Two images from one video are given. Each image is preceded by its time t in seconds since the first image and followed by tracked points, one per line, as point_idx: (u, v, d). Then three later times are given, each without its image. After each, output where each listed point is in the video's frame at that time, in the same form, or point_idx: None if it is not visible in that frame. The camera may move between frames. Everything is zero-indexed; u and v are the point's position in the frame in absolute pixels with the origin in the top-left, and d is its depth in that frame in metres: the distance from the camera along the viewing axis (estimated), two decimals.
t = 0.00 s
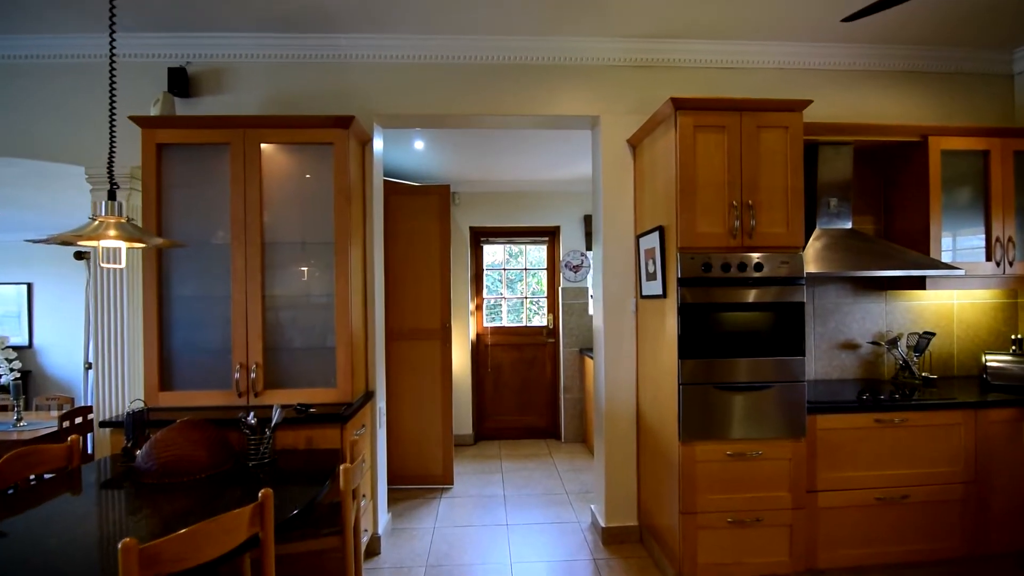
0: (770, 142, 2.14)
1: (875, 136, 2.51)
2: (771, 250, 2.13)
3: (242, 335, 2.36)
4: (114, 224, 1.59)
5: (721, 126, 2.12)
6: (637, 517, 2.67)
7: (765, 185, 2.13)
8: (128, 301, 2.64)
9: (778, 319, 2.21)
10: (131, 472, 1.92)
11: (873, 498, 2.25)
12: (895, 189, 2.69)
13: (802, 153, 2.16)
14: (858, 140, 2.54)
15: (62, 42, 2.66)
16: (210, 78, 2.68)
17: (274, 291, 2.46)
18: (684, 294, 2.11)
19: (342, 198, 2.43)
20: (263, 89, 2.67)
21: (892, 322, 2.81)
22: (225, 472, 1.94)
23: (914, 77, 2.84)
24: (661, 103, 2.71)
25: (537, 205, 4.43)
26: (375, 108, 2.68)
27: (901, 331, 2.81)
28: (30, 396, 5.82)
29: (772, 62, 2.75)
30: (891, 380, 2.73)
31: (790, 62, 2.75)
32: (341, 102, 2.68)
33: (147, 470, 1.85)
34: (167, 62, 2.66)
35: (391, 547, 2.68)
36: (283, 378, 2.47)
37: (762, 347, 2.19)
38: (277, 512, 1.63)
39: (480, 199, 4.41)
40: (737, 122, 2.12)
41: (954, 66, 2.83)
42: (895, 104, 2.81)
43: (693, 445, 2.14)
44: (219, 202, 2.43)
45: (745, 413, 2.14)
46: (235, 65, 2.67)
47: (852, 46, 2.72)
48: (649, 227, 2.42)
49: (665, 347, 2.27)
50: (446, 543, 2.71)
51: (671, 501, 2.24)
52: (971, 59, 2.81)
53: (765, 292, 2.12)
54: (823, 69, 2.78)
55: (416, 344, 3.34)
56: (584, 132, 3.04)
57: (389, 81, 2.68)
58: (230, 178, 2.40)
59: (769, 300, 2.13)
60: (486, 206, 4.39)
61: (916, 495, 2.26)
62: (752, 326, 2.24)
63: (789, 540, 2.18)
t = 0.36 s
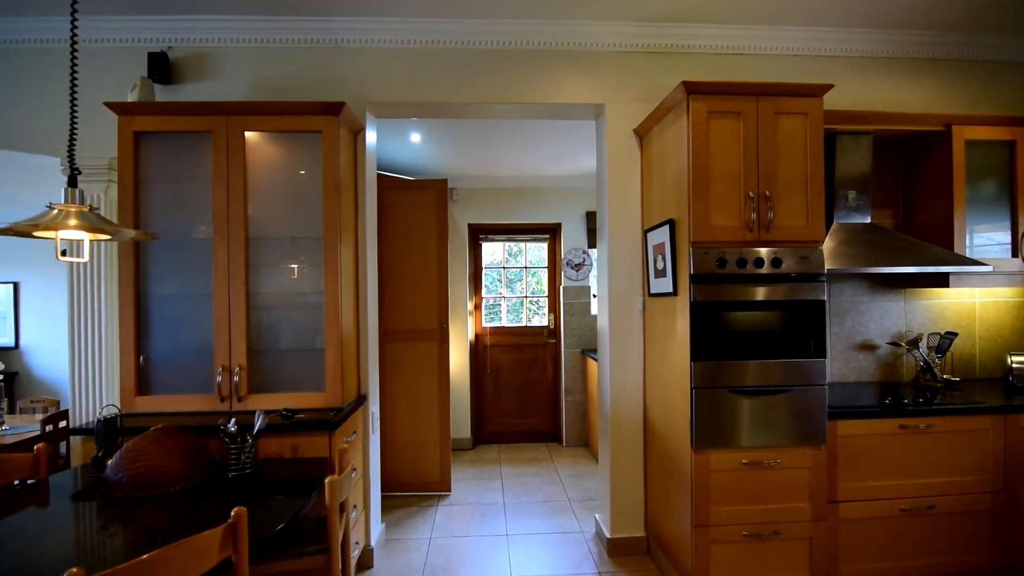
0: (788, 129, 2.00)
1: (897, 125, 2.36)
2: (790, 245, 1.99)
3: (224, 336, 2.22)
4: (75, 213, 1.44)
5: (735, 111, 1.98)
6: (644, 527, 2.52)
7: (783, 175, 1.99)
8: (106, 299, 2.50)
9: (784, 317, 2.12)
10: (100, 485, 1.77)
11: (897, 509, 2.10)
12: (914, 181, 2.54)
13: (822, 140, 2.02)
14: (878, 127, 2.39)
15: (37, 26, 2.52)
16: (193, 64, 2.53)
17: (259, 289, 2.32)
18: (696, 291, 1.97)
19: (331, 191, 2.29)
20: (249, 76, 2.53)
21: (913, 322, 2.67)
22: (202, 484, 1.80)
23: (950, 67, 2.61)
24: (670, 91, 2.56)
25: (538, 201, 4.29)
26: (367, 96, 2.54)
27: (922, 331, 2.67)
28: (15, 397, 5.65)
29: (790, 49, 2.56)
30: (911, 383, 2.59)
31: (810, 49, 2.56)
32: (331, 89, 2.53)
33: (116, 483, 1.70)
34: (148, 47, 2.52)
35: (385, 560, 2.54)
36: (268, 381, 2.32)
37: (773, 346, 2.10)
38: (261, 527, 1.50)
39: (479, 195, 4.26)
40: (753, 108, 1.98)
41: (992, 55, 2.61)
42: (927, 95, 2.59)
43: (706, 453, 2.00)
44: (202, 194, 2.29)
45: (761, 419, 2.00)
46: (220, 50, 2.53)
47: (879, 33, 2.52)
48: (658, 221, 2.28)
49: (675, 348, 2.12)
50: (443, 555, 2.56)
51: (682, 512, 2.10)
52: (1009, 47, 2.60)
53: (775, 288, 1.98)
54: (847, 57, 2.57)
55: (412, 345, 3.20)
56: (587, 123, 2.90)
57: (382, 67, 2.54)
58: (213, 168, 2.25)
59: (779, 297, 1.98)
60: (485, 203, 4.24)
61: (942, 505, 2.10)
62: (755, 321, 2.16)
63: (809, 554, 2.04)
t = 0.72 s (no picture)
0: (801, 116, 1.86)
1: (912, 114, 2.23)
2: (803, 240, 1.86)
3: (196, 338, 2.07)
4: (16, 201, 1.29)
5: (745, 97, 1.84)
6: (645, 539, 2.37)
7: (796, 165, 1.86)
8: (71, 298, 2.33)
9: (789, 319, 1.96)
10: (49, 503, 1.60)
11: (915, 521, 1.95)
12: (929, 175, 2.33)
13: (837, 128, 1.88)
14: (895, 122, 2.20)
15: None
16: (166, 48, 2.37)
17: (234, 289, 2.17)
18: (703, 289, 1.83)
19: (311, 183, 2.13)
20: (226, 61, 2.37)
21: (926, 323, 2.55)
22: (166, 500, 1.65)
23: (969, 57, 2.46)
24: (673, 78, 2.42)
25: (534, 198, 4.14)
26: (351, 82, 2.38)
27: (935, 332, 2.54)
28: None
29: (802, 36, 2.41)
30: (925, 386, 2.46)
31: (824, 36, 2.41)
32: (313, 75, 2.38)
33: (68, 502, 1.53)
34: (117, 29, 2.36)
35: None
36: (244, 387, 2.16)
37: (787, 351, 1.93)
38: (228, 549, 1.35)
39: (472, 191, 4.11)
40: (765, 94, 1.84)
41: (1014, 44, 2.47)
42: (944, 87, 2.45)
43: (714, 463, 1.86)
44: (172, 186, 2.14)
45: (773, 426, 1.86)
46: (195, 33, 2.37)
47: (896, 20, 2.37)
48: (660, 215, 2.14)
49: (680, 350, 1.99)
50: (433, 570, 2.41)
51: (687, 526, 1.96)
52: None
53: (777, 287, 1.84)
54: (861, 45, 2.42)
55: (402, 347, 3.05)
56: (586, 113, 2.75)
57: (367, 51, 2.38)
58: (184, 158, 2.09)
59: (784, 297, 1.84)
60: (478, 199, 4.10)
61: (962, 517, 1.95)
62: (762, 324, 1.98)
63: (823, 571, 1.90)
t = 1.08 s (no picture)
0: (789, 110, 1.78)
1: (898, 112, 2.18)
2: (791, 239, 1.78)
3: (144, 343, 1.90)
4: None
5: (733, 89, 1.75)
6: (626, 551, 2.26)
7: (784, 161, 1.77)
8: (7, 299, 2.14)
9: (778, 316, 1.84)
10: None
11: (903, 528, 1.85)
12: (912, 176, 2.27)
13: (826, 123, 1.81)
14: (884, 121, 2.10)
15: None
16: (116, 29, 2.19)
17: (187, 290, 2.00)
18: (689, 290, 1.75)
19: (272, 177, 1.98)
20: (182, 44, 2.20)
21: (909, 324, 2.49)
22: (106, 522, 1.48)
23: (952, 56, 2.44)
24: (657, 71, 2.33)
25: (513, 196, 4.03)
26: (318, 70, 2.23)
27: (919, 333, 2.49)
28: None
29: (792, 30, 2.34)
30: (909, 389, 2.41)
31: (816, 31, 2.35)
32: (276, 61, 2.22)
33: None
34: (61, 7, 2.17)
35: None
36: (198, 395, 2.00)
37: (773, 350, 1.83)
38: None
39: (449, 188, 3.96)
40: (753, 86, 1.75)
41: (996, 43, 2.45)
42: (926, 85, 2.42)
43: (700, 472, 1.78)
44: (118, 178, 1.96)
45: (760, 433, 1.78)
46: (148, 13, 2.20)
47: (883, 16, 2.31)
48: (642, 212, 2.04)
49: (664, 354, 1.89)
50: None
51: (671, 538, 1.87)
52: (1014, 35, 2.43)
53: (761, 288, 1.76)
54: (850, 40, 2.38)
55: (374, 350, 2.90)
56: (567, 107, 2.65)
57: (335, 37, 2.24)
58: (132, 147, 1.92)
59: (767, 297, 1.76)
60: (456, 196, 3.96)
61: (950, 523, 1.86)
62: (752, 326, 1.84)
63: None
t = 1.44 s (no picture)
0: (752, 109, 1.74)
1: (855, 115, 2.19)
2: (755, 240, 1.75)
3: (58, 350, 1.70)
4: None
5: (697, 86, 1.70)
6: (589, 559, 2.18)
7: (748, 160, 1.74)
8: None
9: (739, 316, 1.79)
10: None
11: (862, 529, 1.82)
12: (867, 179, 2.26)
13: (789, 123, 1.78)
14: (843, 124, 2.09)
15: None
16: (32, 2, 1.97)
17: (112, 292, 1.81)
18: (652, 292, 1.69)
19: (207, 170, 1.81)
20: (108, 21, 2.00)
21: (864, 324, 2.49)
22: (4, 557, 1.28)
23: (908, 62, 2.49)
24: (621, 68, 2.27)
25: (475, 195, 3.92)
26: (262, 54, 2.06)
27: (874, 334, 2.50)
28: None
29: (759, 33, 2.33)
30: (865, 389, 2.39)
31: (781, 33, 2.35)
32: (216, 44, 2.04)
33: None
34: None
35: None
36: (124, 407, 1.81)
37: (736, 353, 1.78)
38: None
39: (408, 185, 3.82)
40: (717, 83, 1.70)
41: (946, 51, 2.50)
42: (881, 91, 2.46)
43: (664, 479, 1.72)
44: (31, 166, 1.75)
45: (724, 437, 1.74)
46: None
47: (845, 19, 2.33)
48: (605, 212, 1.98)
49: (628, 357, 1.83)
50: None
51: (634, 548, 1.81)
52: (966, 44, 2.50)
53: (722, 289, 1.72)
54: (812, 44, 2.39)
55: (326, 355, 2.75)
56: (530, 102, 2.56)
57: (281, 19, 2.07)
58: (45, 132, 1.72)
59: (727, 299, 1.72)
60: (416, 194, 3.83)
61: (907, 522, 1.83)
62: (716, 327, 1.78)
63: None
